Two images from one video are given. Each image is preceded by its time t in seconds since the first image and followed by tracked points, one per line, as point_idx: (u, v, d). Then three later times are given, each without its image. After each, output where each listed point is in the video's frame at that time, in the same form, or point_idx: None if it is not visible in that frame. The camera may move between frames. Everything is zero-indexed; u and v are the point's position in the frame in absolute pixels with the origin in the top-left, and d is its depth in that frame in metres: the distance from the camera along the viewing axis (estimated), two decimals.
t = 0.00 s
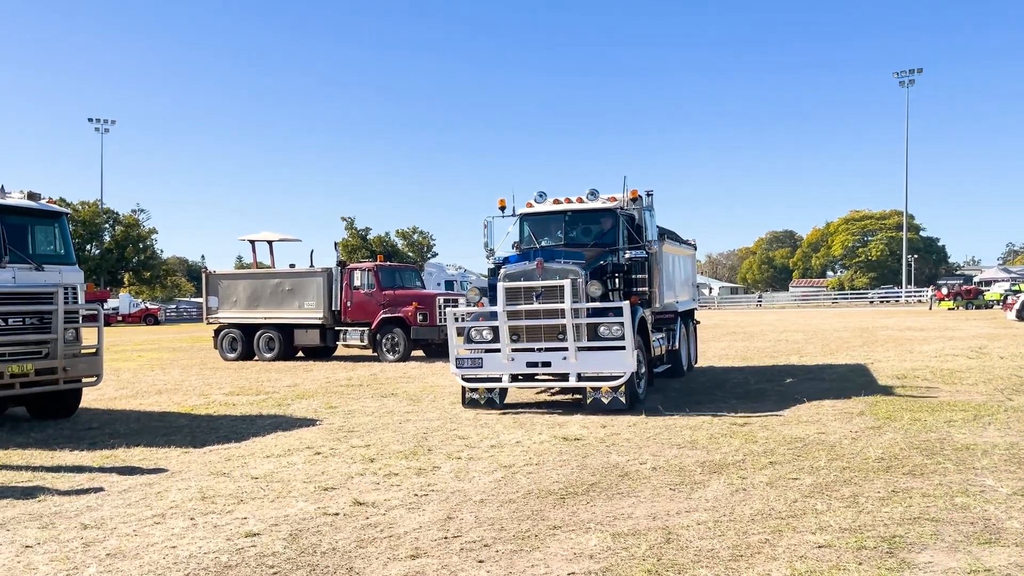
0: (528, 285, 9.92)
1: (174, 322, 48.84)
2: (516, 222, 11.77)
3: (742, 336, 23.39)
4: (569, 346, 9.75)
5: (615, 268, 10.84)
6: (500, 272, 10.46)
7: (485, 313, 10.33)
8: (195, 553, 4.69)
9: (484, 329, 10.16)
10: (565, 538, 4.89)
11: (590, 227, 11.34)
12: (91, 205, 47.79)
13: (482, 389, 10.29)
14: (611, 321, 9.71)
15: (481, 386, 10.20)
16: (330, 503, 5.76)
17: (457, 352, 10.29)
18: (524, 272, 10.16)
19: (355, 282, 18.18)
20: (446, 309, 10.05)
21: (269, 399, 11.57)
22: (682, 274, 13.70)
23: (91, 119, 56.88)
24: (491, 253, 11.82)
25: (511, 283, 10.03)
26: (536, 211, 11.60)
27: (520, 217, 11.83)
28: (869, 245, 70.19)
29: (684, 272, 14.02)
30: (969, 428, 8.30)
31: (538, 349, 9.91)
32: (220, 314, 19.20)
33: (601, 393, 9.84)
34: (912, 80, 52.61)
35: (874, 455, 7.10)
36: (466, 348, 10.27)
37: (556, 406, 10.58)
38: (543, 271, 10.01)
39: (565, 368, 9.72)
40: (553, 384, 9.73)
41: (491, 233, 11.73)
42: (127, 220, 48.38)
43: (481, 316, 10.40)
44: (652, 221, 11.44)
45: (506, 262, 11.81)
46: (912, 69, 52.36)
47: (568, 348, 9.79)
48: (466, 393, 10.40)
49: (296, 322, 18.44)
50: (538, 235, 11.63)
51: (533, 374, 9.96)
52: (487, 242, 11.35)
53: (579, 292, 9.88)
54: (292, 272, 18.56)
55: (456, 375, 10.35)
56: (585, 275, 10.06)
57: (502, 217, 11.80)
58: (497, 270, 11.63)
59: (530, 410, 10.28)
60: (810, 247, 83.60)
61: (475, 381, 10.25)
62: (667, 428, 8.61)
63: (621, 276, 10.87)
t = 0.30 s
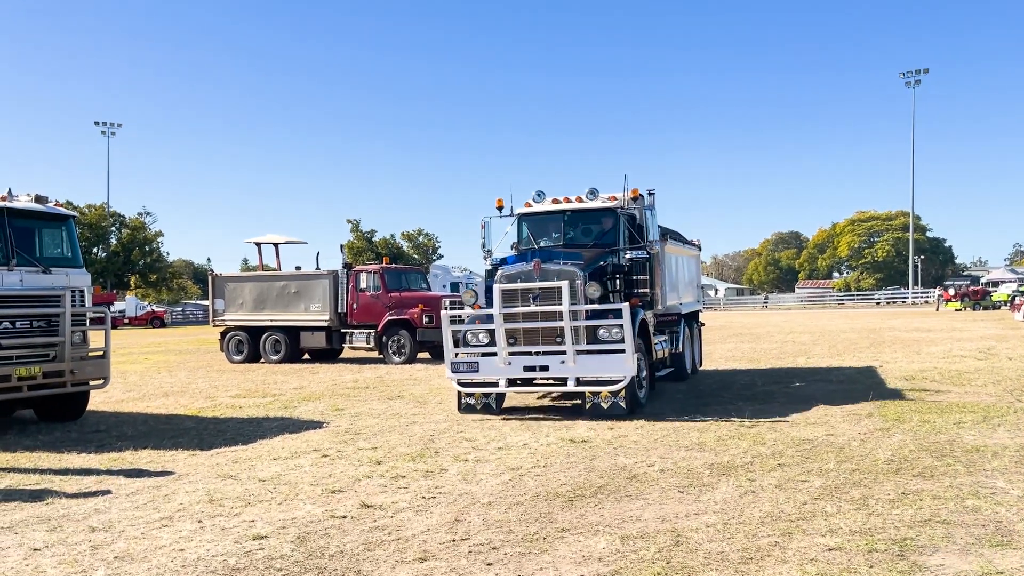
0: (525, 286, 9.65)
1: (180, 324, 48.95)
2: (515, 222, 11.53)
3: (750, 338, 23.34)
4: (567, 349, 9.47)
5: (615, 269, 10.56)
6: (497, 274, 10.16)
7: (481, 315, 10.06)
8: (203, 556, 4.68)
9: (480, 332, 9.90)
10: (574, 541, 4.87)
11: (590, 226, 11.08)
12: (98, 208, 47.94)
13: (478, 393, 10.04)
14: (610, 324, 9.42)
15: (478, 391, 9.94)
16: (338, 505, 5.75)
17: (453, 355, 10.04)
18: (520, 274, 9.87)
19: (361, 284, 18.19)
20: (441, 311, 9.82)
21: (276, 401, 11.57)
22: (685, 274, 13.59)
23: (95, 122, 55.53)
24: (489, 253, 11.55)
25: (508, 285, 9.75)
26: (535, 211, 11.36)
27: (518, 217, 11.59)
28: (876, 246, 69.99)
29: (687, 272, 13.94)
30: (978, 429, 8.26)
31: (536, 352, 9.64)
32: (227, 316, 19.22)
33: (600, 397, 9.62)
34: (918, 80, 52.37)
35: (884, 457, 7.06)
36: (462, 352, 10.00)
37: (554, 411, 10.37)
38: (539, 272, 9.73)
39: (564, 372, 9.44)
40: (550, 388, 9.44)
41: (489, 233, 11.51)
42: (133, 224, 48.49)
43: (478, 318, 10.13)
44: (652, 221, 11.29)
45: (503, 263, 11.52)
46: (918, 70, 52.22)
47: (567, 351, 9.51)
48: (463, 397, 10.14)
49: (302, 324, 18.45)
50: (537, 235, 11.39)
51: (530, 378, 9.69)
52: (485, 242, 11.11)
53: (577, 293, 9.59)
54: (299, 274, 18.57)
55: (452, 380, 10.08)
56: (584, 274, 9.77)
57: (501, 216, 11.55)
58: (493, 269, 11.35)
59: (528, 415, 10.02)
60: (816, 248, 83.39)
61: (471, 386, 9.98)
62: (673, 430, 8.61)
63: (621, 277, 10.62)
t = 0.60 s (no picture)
0: (520, 288, 9.35)
1: (186, 326, 49.07)
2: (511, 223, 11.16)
3: (756, 339, 23.30)
4: (564, 352, 9.12)
5: (613, 269, 10.26)
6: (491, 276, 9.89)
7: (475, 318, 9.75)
8: (210, 558, 4.66)
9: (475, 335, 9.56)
10: (581, 543, 4.85)
11: (588, 226, 10.68)
12: (103, 211, 48.05)
13: (473, 399, 9.65)
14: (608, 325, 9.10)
15: (471, 396, 9.56)
16: (345, 507, 5.73)
17: (446, 359, 9.68)
18: (515, 275, 9.60)
19: (366, 286, 18.20)
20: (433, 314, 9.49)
21: (281, 403, 11.58)
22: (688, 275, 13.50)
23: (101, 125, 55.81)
24: (485, 254, 11.48)
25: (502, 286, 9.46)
26: (531, 210, 11.00)
27: (515, 217, 11.22)
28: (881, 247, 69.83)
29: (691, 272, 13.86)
30: (987, 431, 8.21)
31: (531, 355, 9.28)
32: (232, 318, 19.23)
33: (598, 402, 9.25)
34: (923, 80, 52.21)
35: (892, 458, 7.02)
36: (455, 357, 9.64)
37: (552, 417, 10.03)
38: (534, 273, 9.48)
39: (560, 376, 9.08)
40: (546, 393, 9.07)
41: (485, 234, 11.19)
42: (139, 226, 48.57)
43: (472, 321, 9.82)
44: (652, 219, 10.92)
45: (501, 263, 11.44)
46: (923, 70, 52.12)
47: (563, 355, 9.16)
48: (457, 404, 9.76)
49: (308, 326, 18.46)
50: (533, 235, 11.01)
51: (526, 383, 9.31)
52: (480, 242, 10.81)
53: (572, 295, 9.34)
54: (304, 276, 18.59)
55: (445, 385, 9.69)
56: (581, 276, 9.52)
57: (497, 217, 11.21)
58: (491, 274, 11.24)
59: (523, 422, 9.64)
60: (821, 249, 83.23)
61: (465, 392, 9.59)
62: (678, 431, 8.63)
63: (620, 278, 10.31)
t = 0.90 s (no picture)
0: (515, 289, 8.96)
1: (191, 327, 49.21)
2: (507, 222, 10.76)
3: (761, 340, 23.25)
4: (560, 355, 8.73)
5: (614, 270, 9.96)
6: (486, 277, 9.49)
7: (470, 320, 9.35)
8: (218, 559, 4.66)
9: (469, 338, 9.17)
10: (589, 544, 4.83)
11: (587, 225, 10.30)
12: (108, 213, 48.18)
13: (467, 404, 9.28)
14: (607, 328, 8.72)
15: (466, 401, 9.18)
16: (351, 509, 5.72)
17: (440, 362, 9.28)
18: (510, 276, 9.19)
19: (371, 287, 18.23)
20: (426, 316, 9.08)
21: (287, 404, 11.58)
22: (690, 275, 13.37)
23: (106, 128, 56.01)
24: (481, 254, 11.46)
25: (497, 288, 9.06)
26: (528, 209, 10.61)
27: (511, 216, 10.81)
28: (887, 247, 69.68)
29: (694, 273, 13.76)
30: (996, 431, 8.16)
31: (527, 359, 8.89)
32: (237, 319, 19.23)
33: (596, 407, 8.85)
34: (929, 79, 52.06)
35: (900, 459, 6.99)
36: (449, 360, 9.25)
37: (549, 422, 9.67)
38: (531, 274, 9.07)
39: (557, 380, 8.70)
40: (541, 398, 8.68)
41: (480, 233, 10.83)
42: (144, 228, 48.67)
43: (466, 323, 9.42)
44: (655, 219, 10.55)
45: (496, 263, 11.41)
46: (928, 70, 52.04)
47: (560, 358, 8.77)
48: (450, 408, 9.38)
49: (313, 327, 18.48)
50: (530, 234, 10.63)
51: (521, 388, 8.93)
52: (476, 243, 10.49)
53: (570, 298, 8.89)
54: (309, 277, 18.61)
55: (438, 390, 9.31)
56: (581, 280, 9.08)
57: (492, 215, 10.82)
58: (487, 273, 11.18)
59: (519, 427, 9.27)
60: (826, 250, 83.08)
61: (459, 396, 9.22)
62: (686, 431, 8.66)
63: (620, 278, 10.04)
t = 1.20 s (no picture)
0: (508, 289, 8.61)
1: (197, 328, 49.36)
2: (503, 221, 10.58)
3: (767, 340, 23.23)
4: (554, 358, 8.40)
5: (609, 269, 9.60)
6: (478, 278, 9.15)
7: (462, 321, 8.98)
8: (224, 559, 4.67)
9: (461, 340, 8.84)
10: (595, 545, 4.82)
11: (585, 224, 10.07)
12: (115, 213, 48.33)
13: (459, 408, 8.95)
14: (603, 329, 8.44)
15: (458, 405, 8.87)
16: (357, 509, 5.72)
17: (431, 365, 8.94)
18: (503, 277, 8.84)
19: (376, 288, 18.25)
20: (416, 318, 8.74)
21: (293, 405, 11.60)
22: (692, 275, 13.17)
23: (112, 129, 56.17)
24: (476, 254, 11.41)
25: (489, 289, 8.71)
26: (524, 207, 10.41)
27: (507, 215, 10.63)
28: (893, 247, 69.49)
29: (696, 273, 13.61)
30: (1003, 432, 8.12)
31: (521, 361, 8.56)
32: (243, 320, 19.26)
33: (591, 411, 8.57)
34: (935, 79, 51.89)
35: (907, 460, 6.96)
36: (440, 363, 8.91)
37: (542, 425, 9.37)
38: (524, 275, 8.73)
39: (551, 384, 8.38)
40: (535, 402, 8.37)
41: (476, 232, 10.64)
42: (150, 228, 48.80)
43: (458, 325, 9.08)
44: (654, 216, 10.24)
45: (490, 264, 10.96)
46: (935, 70, 51.86)
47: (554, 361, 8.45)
48: (441, 413, 9.05)
49: (319, 327, 18.51)
50: (527, 233, 10.43)
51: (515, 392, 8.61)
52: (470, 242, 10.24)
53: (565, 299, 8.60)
54: (315, 278, 18.63)
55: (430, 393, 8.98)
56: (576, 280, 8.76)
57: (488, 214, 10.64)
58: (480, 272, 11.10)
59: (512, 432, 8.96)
60: (832, 250, 82.89)
61: (451, 400, 8.89)
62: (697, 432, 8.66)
63: (617, 278, 9.68)
